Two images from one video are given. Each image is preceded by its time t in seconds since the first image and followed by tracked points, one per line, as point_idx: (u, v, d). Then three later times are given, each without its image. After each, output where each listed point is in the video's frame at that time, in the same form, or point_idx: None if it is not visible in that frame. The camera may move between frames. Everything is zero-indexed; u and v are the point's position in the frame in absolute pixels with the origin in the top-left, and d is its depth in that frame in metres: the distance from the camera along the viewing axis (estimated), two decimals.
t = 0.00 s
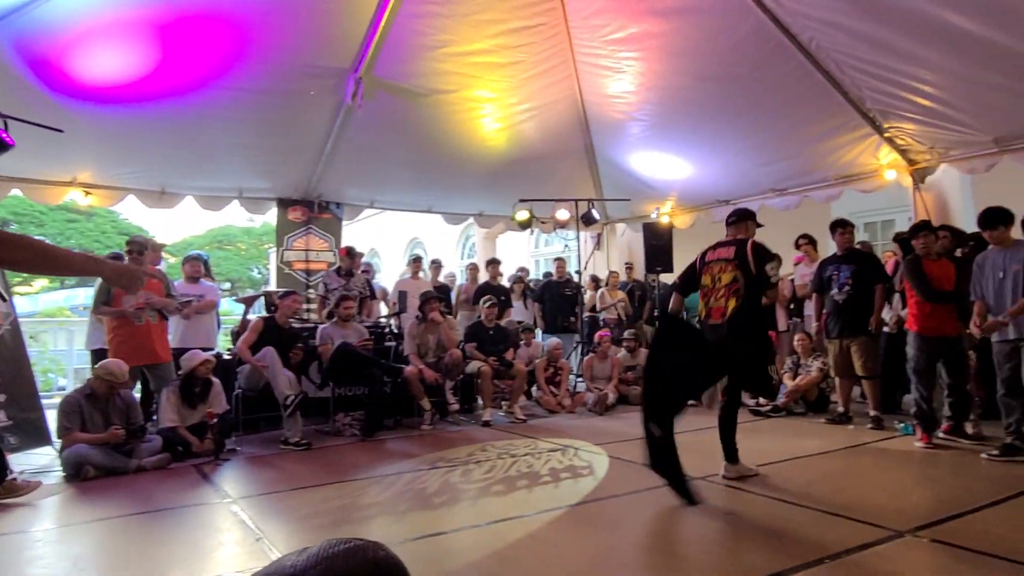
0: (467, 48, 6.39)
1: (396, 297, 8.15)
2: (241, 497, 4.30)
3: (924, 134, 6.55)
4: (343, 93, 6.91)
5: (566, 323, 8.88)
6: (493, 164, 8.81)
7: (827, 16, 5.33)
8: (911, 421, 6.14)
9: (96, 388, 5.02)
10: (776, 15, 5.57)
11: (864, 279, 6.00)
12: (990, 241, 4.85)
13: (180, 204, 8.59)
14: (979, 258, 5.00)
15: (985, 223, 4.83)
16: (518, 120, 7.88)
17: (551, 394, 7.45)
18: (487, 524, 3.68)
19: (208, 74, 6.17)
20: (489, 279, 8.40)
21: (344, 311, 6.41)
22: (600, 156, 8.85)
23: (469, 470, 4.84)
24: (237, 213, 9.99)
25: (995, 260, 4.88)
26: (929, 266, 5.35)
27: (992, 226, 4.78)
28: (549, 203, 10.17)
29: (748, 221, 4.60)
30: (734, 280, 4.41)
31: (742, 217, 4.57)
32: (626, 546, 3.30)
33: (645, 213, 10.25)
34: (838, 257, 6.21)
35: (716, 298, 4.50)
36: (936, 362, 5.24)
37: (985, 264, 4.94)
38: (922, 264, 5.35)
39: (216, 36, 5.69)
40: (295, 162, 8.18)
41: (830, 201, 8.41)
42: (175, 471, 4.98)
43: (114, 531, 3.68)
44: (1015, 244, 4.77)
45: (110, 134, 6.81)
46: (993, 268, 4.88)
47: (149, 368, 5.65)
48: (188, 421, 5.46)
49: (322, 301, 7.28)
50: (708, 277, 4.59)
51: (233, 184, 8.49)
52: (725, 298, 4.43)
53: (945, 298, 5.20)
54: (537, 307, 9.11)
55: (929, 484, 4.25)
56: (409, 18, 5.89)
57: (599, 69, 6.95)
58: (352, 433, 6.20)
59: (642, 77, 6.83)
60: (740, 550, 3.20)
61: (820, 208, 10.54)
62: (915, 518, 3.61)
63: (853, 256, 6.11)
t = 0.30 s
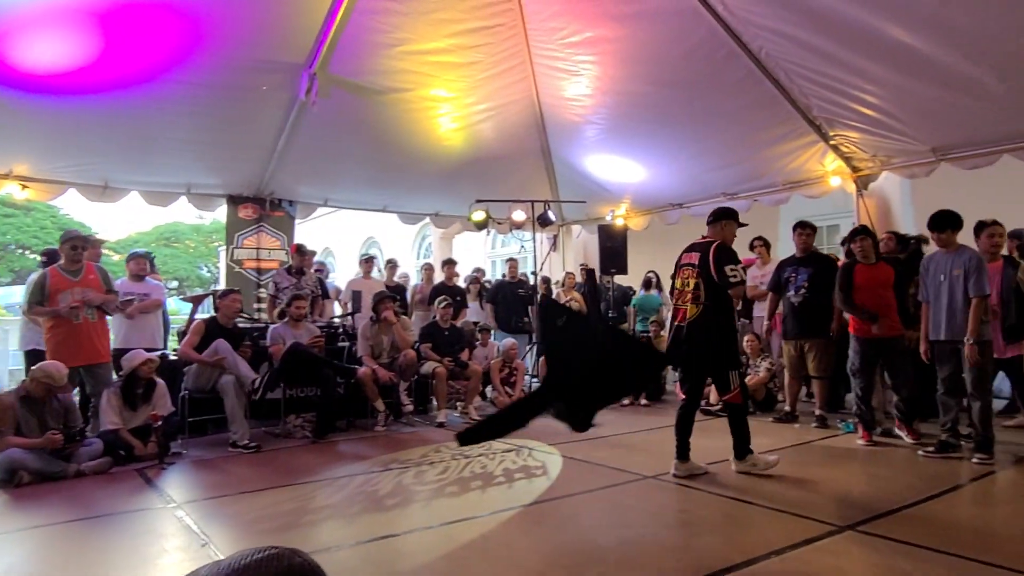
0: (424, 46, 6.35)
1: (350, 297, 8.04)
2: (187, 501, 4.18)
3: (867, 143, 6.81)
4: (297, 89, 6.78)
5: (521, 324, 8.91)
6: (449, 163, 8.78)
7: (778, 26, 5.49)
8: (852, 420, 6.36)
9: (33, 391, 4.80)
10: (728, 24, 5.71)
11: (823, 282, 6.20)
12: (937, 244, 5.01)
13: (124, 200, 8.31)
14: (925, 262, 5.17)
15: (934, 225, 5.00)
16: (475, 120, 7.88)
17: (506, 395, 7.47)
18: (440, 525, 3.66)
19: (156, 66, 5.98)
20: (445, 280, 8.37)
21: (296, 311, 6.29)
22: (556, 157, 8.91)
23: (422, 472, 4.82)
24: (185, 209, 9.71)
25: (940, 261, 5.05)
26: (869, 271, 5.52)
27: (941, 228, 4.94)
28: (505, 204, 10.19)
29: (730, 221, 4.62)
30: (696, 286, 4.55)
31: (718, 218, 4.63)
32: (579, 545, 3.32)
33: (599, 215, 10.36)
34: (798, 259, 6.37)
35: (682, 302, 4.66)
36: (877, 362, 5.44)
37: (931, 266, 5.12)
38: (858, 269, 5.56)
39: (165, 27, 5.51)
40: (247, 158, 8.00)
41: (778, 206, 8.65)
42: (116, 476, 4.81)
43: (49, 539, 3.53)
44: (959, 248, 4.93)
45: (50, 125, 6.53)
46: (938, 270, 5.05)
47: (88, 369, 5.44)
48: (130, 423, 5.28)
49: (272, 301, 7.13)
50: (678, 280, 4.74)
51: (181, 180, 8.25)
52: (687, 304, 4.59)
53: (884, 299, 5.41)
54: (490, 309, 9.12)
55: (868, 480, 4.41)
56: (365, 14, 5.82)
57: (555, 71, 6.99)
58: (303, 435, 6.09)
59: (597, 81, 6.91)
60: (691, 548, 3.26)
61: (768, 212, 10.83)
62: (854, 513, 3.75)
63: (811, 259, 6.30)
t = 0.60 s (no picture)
0: (376, 44, 6.29)
1: (299, 297, 7.88)
2: (125, 508, 4.04)
3: (811, 149, 7.02)
4: (244, 83, 6.62)
5: (471, 324, 8.91)
6: (403, 162, 8.71)
7: (726, 34, 5.63)
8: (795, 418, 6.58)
9: None
10: (679, 29, 5.82)
11: (776, 286, 6.33)
12: (886, 245, 5.19)
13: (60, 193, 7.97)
14: (871, 261, 5.36)
15: (886, 228, 5.16)
16: (428, 119, 7.84)
17: (458, 395, 7.45)
18: (390, 527, 3.63)
19: (95, 56, 5.76)
20: (397, 280, 8.29)
21: (242, 312, 6.14)
22: (510, 158, 8.93)
23: (373, 473, 4.76)
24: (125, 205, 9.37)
25: (886, 261, 5.25)
26: (821, 271, 5.65)
27: (892, 230, 5.11)
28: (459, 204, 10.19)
29: (707, 221, 4.62)
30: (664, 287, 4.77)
31: (692, 218, 4.66)
32: (532, 545, 3.34)
33: (553, 216, 10.43)
34: (750, 261, 6.49)
35: (658, 300, 4.90)
36: (823, 361, 5.61)
37: (878, 264, 5.29)
38: (810, 269, 5.71)
39: (104, 17, 5.32)
40: (191, 154, 7.77)
41: (726, 208, 8.85)
42: (50, 482, 4.61)
43: None
44: (905, 250, 5.14)
45: None
46: (884, 270, 5.24)
47: (19, 371, 5.19)
48: (66, 427, 5.06)
49: (216, 301, 6.95)
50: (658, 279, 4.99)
51: (122, 174, 7.97)
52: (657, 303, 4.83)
53: (835, 300, 5.54)
54: (439, 309, 9.04)
55: (808, 475, 4.56)
56: (316, 10, 5.73)
57: (509, 72, 7.01)
58: (250, 438, 5.97)
59: (552, 82, 6.95)
60: (639, 545, 3.31)
61: (718, 215, 11.07)
62: (796, 508, 3.85)
63: (762, 261, 6.42)
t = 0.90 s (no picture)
0: (327, 39, 6.19)
1: (245, 295, 7.69)
2: (58, 514, 3.87)
3: (757, 153, 7.23)
4: (189, 75, 6.43)
5: (423, 323, 8.86)
6: (355, 159, 8.59)
7: (676, 39, 5.75)
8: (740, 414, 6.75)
9: None
10: (631, 33, 5.91)
11: (719, 285, 6.46)
12: (837, 247, 5.33)
13: None
14: (820, 262, 5.48)
15: (837, 229, 5.30)
16: (381, 117, 7.77)
17: (411, 394, 7.40)
18: (339, 529, 3.57)
19: (28, 42, 5.50)
20: (348, 278, 8.18)
21: (185, 310, 5.97)
22: (463, 157, 8.91)
23: (322, 475, 4.68)
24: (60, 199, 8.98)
25: (836, 262, 5.37)
26: (779, 271, 5.82)
27: (842, 233, 5.25)
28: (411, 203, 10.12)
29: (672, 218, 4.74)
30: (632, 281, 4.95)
31: (659, 215, 4.77)
32: (483, 544, 3.34)
33: (506, 216, 10.44)
34: (700, 261, 6.60)
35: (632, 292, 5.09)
36: (771, 359, 5.76)
37: (828, 265, 5.42)
38: (770, 269, 5.87)
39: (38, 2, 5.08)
40: (132, 147, 7.50)
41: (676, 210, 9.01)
42: None
43: None
44: (855, 252, 5.29)
45: None
46: (833, 270, 5.37)
47: None
48: None
49: (154, 300, 6.73)
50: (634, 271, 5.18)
51: (57, 167, 7.64)
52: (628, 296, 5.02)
53: (790, 300, 5.68)
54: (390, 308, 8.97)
55: (753, 470, 4.69)
56: (265, 2, 5.61)
57: (463, 70, 6.99)
58: (193, 441, 5.81)
59: (506, 82, 6.97)
60: (589, 541, 3.35)
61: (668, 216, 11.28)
62: (740, 502, 3.96)
63: (710, 262, 6.55)
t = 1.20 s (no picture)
0: (279, 30, 6.07)
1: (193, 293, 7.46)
2: None
3: (709, 155, 7.38)
4: (134, 65, 6.23)
5: (379, 322, 8.78)
6: (309, 155, 8.46)
7: (631, 41, 5.82)
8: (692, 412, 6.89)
9: None
10: (587, 34, 5.96)
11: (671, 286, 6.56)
12: (791, 246, 5.46)
13: None
14: (775, 261, 5.60)
15: (790, 230, 5.44)
16: (336, 112, 7.67)
17: (365, 392, 7.34)
18: (288, 530, 3.52)
19: None
20: (302, 276, 8.05)
21: (130, 306, 5.78)
22: (420, 154, 8.85)
23: (272, 475, 4.60)
24: None
25: (790, 262, 5.51)
26: (738, 271, 5.93)
27: (795, 233, 5.39)
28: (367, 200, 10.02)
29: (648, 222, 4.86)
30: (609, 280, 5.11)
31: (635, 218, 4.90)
32: (435, 543, 3.32)
33: (463, 213, 10.42)
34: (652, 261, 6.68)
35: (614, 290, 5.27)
36: (725, 356, 5.91)
37: (782, 264, 5.55)
38: (729, 269, 5.96)
39: None
40: (73, 138, 7.23)
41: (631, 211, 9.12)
42: None
43: None
44: (808, 251, 5.43)
45: None
46: (788, 269, 5.50)
47: None
48: None
49: (95, 298, 6.49)
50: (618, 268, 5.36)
51: None
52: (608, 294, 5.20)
53: (746, 299, 5.82)
54: (348, 304, 8.87)
55: (703, 466, 4.79)
56: None
57: (420, 67, 6.94)
58: (138, 442, 5.63)
59: (463, 80, 6.94)
60: (542, 539, 3.36)
61: (624, 216, 11.42)
62: (690, 497, 4.03)
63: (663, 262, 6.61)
